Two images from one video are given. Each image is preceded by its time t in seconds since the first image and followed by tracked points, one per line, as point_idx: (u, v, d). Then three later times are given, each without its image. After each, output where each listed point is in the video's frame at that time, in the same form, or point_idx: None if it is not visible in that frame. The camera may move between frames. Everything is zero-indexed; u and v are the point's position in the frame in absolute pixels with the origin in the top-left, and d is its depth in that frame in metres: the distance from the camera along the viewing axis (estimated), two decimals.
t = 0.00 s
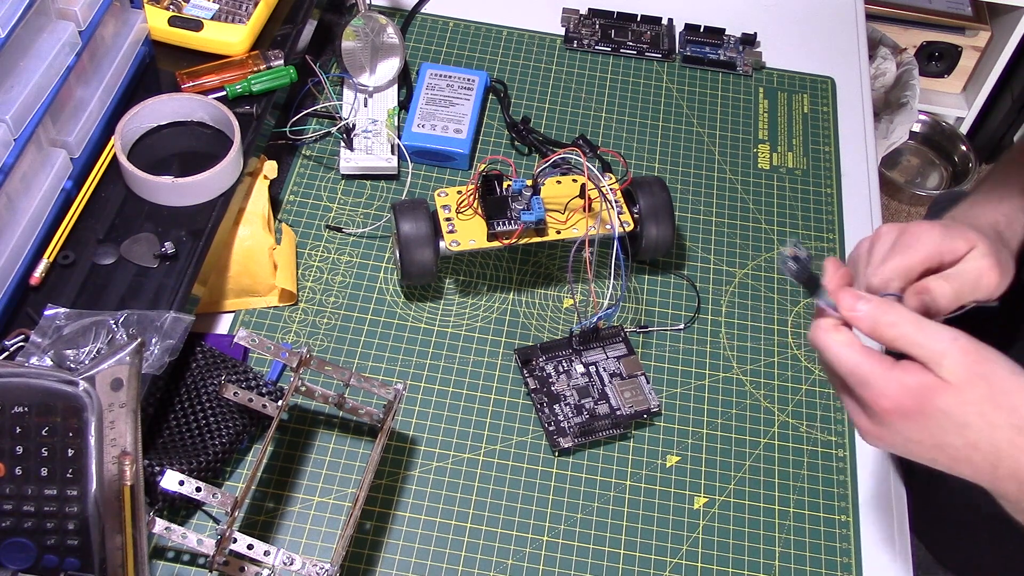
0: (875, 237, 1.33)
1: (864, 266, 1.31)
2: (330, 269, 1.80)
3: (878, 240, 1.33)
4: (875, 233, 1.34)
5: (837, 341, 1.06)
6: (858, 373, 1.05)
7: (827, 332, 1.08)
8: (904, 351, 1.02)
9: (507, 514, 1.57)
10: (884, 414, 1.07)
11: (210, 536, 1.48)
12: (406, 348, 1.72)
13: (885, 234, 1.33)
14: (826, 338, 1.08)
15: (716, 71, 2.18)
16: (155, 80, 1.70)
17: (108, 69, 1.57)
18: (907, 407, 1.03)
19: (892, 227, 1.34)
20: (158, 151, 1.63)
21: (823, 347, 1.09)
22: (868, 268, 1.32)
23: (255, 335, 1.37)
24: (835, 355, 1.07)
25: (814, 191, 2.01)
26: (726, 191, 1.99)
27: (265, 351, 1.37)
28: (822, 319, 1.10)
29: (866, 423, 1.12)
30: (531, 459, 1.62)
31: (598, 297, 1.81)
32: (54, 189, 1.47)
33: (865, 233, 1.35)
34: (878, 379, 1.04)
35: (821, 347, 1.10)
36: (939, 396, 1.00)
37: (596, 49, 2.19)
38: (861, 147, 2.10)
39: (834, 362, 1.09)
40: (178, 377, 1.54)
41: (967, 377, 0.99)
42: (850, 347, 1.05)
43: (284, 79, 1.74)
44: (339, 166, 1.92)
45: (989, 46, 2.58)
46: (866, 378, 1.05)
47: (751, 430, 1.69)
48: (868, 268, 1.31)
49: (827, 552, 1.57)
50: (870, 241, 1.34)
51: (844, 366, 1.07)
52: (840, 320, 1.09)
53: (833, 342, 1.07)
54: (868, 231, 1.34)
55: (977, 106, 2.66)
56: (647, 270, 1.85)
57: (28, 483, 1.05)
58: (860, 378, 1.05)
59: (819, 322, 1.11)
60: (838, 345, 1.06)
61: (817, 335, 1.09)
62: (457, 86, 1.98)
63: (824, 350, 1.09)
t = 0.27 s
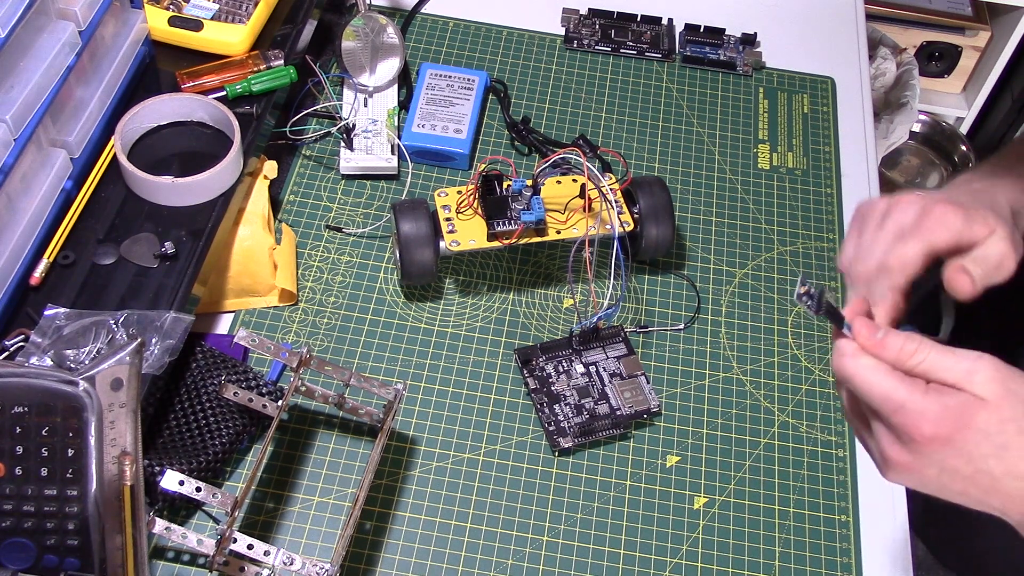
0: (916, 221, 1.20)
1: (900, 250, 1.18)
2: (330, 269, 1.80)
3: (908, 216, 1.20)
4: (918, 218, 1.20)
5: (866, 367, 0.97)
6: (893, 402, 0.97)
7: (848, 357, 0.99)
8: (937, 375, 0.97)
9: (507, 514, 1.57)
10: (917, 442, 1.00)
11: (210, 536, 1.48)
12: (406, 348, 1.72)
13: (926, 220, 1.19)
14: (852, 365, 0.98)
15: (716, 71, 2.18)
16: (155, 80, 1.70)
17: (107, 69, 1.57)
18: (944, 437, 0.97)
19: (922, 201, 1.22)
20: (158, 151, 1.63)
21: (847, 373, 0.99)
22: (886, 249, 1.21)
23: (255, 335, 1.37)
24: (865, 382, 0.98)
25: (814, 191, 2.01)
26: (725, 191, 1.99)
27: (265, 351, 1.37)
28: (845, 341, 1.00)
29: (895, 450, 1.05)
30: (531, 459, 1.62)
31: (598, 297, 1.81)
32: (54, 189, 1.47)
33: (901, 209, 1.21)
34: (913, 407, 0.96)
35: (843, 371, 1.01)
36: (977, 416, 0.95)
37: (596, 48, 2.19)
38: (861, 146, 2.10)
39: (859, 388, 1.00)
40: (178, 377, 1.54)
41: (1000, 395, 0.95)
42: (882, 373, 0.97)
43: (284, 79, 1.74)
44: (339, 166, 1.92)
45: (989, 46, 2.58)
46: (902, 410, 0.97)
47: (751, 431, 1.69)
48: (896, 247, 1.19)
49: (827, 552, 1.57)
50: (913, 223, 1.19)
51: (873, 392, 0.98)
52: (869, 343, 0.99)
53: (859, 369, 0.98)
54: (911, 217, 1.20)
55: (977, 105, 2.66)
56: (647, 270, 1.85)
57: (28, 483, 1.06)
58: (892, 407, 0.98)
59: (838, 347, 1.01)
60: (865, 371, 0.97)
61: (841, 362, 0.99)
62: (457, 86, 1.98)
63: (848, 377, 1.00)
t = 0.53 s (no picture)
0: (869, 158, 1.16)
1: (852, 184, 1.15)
2: (330, 269, 1.80)
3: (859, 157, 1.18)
4: (867, 156, 1.17)
5: (905, 305, 0.98)
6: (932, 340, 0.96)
7: (887, 299, 1.00)
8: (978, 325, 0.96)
9: (507, 514, 1.57)
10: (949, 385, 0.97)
11: (210, 536, 1.48)
12: (406, 348, 1.72)
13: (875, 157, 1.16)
14: (894, 303, 0.98)
15: (716, 71, 2.18)
16: (155, 80, 1.70)
17: (108, 69, 1.57)
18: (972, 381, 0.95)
19: (873, 144, 1.20)
20: (158, 151, 1.63)
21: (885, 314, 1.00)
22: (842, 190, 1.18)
23: (256, 335, 1.37)
24: (902, 322, 0.98)
25: (814, 191, 2.01)
26: (725, 191, 1.99)
27: (265, 351, 1.37)
28: (891, 285, 1.01)
29: (922, 397, 1.02)
30: (531, 459, 1.62)
31: (598, 297, 1.81)
32: (54, 189, 1.47)
33: (853, 154, 1.19)
34: (949, 347, 0.95)
35: (882, 314, 1.01)
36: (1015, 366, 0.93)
37: (596, 49, 2.19)
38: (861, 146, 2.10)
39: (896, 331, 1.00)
40: (178, 377, 1.54)
41: None
42: (922, 315, 0.97)
43: (284, 79, 1.74)
44: (339, 166, 1.92)
45: (989, 46, 2.58)
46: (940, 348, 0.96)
47: (752, 430, 1.69)
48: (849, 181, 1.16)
49: (827, 552, 1.57)
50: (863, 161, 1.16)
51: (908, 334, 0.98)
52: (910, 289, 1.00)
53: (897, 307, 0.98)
54: (860, 157, 1.17)
55: (977, 105, 2.66)
56: (647, 270, 1.85)
57: (28, 483, 1.05)
58: (927, 347, 0.97)
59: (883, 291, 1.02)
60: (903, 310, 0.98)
61: (884, 301, 1.00)
62: (457, 86, 1.98)
63: (887, 317, 1.00)
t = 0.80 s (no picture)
0: (877, 189, 1.15)
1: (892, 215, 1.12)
2: (330, 269, 1.80)
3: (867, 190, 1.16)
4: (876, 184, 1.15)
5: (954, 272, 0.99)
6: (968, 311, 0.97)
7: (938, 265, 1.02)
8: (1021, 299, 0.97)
9: (507, 514, 1.57)
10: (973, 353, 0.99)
11: (210, 536, 1.48)
12: (406, 348, 1.72)
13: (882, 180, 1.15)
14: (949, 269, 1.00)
15: (716, 71, 2.18)
16: (155, 80, 1.70)
17: (108, 69, 1.57)
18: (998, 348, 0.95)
19: (869, 174, 1.18)
20: (158, 151, 1.63)
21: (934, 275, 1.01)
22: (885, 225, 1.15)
23: (255, 335, 1.37)
24: (943, 287, 1.00)
25: (814, 191, 2.01)
26: (725, 191, 1.99)
27: (265, 351, 1.37)
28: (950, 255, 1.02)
29: (953, 360, 1.02)
30: (531, 459, 1.62)
31: (598, 297, 1.81)
32: (54, 189, 1.47)
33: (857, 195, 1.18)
34: (982, 312, 0.95)
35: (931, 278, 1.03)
36: None
37: (596, 49, 2.19)
38: (861, 146, 2.10)
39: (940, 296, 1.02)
40: (178, 377, 1.54)
41: None
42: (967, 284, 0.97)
43: (284, 79, 1.74)
44: (339, 166, 1.92)
45: (989, 46, 2.58)
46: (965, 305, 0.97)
47: (751, 431, 1.69)
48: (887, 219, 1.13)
49: (827, 552, 1.57)
50: (874, 195, 1.14)
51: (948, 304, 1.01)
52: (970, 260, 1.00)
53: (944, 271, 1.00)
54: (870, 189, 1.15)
55: (977, 105, 2.66)
56: (647, 270, 1.85)
57: (28, 483, 1.06)
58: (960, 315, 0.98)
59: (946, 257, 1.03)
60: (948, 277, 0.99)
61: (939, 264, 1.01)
62: (457, 86, 1.98)
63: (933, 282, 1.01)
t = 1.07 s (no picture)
0: (883, 217, 1.19)
1: (889, 247, 1.17)
2: (330, 269, 1.80)
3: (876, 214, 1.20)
4: (884, 212, 1.19)
5: (933, 298, 1.01)
6: (971, 329, 0.98)
7: (910, 296, 1.04)
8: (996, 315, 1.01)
9: (507, 514, 1.57)
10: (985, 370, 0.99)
11: (210, 536, 1.48)
12: (406, 348, 1.72)
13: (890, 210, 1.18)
14: (929, 295, 1.02)
15: (716, 71, 2.18)
16: (155, 80, 1.70)
17: (108, 69, 1.57)
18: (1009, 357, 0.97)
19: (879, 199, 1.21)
20: (158, 151, 1.63)
21: (914, 305, 1.03)
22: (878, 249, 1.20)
23: (255, 335, 1.37)
24: (936, 314, 1.01)
25: (814, 191, 2.01)
26: (725, 191, 1.99)
27: (265, 351, 1.37)
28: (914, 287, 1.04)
29: (964, 382, 1.00)
30: (531, 459, 1.62)
31: (598, 297, 1.81)
32: (54, 189, 1.47)
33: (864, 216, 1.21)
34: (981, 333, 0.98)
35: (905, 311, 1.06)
36: None
37: (596, 49, 2.19)
38: (861, 146, 2.10)
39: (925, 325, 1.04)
40: (178, 377, 1.54)
41: None
42: (953, 302, 1.00)
43: (284, 79, 1.74)
44: (339, 166, 1.92)
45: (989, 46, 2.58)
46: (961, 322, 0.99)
47: (751, 431, 1.69)
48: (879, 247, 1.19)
49: (826, 552, 1.57)
50: (879, 222, 1.19)
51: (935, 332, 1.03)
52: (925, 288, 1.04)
53: (926, 299, 1.02)
54: (877, 216, 1.19)
55: (977, 105, 2.66)
56: (647, 270, 1.85)
57: (28, 483, 1.06)
58: (964, 336, 0.99)
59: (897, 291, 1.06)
60: (928, 306, 1.01)
61: (915, 294, 1.03)
62: (457, 86, 1.98)
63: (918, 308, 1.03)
